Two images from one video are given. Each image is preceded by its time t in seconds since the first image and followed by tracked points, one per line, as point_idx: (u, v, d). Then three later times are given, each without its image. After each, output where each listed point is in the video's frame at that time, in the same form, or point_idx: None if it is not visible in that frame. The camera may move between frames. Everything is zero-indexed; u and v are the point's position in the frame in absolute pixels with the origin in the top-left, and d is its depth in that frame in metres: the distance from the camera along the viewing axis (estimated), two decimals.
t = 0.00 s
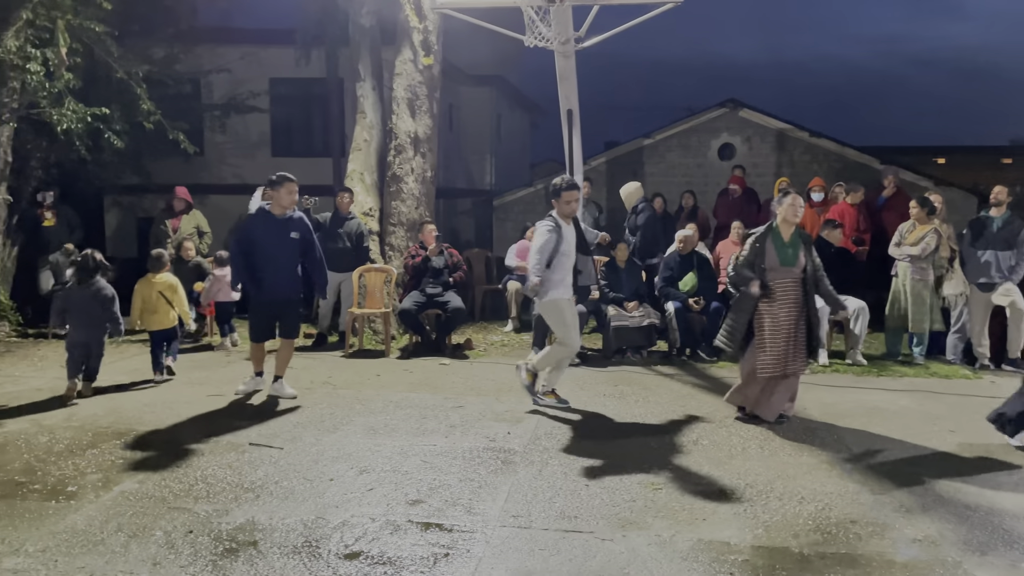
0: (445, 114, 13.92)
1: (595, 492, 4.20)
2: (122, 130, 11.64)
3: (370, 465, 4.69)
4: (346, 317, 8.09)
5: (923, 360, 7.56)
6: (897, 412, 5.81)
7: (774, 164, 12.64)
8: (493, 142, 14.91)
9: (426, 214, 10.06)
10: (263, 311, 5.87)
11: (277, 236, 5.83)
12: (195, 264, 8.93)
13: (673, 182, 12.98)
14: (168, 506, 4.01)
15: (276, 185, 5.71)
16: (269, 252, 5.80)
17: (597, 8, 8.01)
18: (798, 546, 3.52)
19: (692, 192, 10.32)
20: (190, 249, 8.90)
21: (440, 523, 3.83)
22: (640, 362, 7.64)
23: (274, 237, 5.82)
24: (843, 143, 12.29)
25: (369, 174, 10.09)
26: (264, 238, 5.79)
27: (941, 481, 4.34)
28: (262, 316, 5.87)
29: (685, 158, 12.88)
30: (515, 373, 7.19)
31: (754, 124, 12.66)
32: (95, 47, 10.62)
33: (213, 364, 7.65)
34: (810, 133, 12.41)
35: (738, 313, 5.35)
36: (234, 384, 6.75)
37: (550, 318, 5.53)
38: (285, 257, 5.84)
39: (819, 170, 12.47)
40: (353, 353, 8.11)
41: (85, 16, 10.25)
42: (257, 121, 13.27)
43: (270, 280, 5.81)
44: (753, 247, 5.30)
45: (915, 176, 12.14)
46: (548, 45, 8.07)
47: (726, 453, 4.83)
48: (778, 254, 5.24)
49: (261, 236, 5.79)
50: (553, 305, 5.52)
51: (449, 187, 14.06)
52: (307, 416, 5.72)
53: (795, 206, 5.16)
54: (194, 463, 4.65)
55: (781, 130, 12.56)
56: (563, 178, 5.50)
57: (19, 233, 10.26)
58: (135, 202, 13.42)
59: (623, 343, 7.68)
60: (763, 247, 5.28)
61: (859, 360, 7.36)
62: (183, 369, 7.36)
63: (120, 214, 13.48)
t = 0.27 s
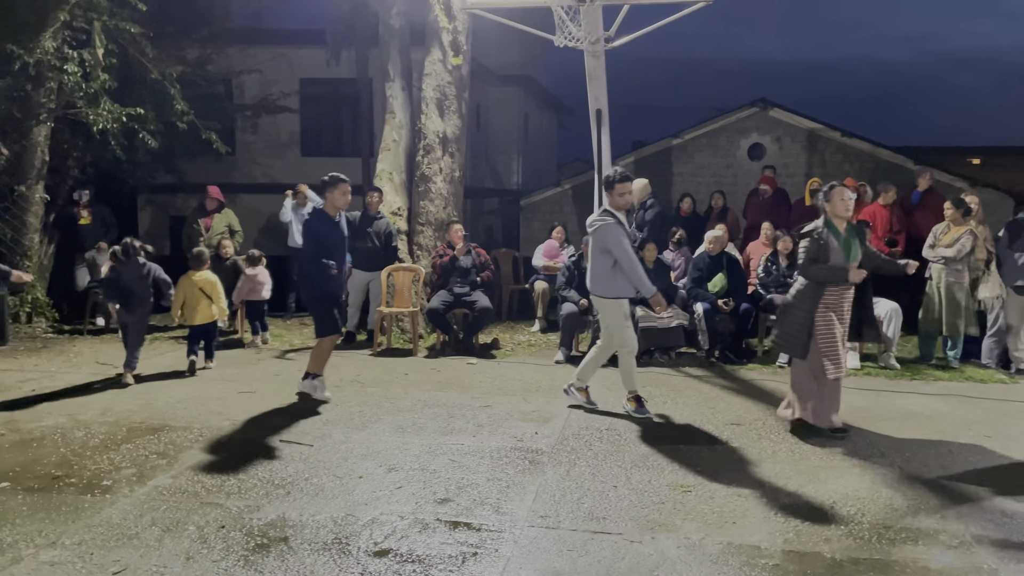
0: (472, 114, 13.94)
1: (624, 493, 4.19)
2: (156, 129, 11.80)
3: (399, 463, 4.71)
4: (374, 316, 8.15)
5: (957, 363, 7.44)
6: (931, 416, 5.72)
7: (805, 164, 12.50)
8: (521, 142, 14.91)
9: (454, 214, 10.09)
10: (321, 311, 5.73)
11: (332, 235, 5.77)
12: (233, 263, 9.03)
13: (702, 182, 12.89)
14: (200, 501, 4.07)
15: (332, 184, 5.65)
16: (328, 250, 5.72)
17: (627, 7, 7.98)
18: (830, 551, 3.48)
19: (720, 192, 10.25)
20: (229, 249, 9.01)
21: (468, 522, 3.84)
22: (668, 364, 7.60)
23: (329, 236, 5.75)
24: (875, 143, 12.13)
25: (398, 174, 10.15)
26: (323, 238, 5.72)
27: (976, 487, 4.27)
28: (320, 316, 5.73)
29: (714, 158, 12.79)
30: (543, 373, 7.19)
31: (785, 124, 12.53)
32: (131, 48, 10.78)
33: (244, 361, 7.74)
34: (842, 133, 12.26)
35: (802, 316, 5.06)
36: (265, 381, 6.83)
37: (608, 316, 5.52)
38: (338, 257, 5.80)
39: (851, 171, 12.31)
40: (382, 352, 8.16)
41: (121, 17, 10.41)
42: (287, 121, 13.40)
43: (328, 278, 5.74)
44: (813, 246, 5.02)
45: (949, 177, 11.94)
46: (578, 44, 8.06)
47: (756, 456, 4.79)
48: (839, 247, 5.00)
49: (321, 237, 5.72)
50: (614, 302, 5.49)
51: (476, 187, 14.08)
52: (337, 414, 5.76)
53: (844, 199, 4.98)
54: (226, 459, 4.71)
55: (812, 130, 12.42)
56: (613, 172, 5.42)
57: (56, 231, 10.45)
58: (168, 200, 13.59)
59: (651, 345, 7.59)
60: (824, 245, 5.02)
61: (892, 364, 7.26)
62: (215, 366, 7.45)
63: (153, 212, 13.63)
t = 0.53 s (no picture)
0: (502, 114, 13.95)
1: (654, 495, 4.17)
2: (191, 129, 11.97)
3: (428, 461, 4.74)
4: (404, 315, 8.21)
5: (995, 368, 7.30)
6: (968, 421, 5.62)
7: (838, 164, 12.34)
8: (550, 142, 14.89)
9: (483, 213, 10.10)
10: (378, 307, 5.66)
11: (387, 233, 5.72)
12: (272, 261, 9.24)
13: (733, 182, 12.79)
14: (234, 496, 4.13)
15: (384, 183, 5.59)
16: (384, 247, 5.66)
17: (659, 6, 7.93)
18: (865, 557, 3.44)
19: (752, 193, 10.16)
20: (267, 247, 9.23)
21: (498, 521, 3.85)
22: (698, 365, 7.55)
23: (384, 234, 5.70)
24: (911, 142, 11.94)
25: (428, 174, 10.20)
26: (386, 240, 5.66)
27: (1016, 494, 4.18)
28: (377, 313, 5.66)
29: (745, 158, 12.69)
30: (571, 374, 7.18)
31: (818, 123, 12.37)
32: (167, 49, 10.94)
33: (276, 358, 7.82)
34: (876, 133, 12.08)
35: (874, 334, 4.80)
36: (296, 378, 6.90)
37: (659, 321, 5.40)
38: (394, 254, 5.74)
39: (885, 171, 12.13)
40: (411, 351, 8.20)
41: (158, 19, 10.56)
42: (319, 121, 13.52)
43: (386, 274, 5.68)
44: (888, 261, 4.70)
45: (988, 178, 11.72)
46: (609, 44, 8.04)
47: (788, 459, 4.75)
48: (906, 257, 4.81)
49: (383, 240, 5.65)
50: (665, 308, 5.37)
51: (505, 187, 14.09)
52: (366, 412, 5.81)
53: (904, 206, 4.77)
54: (259, 455, 4.77)
55: (846, 130, 12.26)
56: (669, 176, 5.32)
57: (93, 229, 10.63)
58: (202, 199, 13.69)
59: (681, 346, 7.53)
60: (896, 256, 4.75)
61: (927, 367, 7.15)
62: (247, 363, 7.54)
63: (187, 211, 13.71)
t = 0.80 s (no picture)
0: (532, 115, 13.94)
1: (686, 498, 4.15)
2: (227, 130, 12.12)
3: (459, 460, 4.75)
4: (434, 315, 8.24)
5: None
6: (1008, 427, 5.52)
7: (874, 165, 12.16)
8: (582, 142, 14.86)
9: (514, 214, 10.11)
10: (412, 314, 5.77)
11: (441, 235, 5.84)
12: (309, 262, 9.36)
13: (766, 183, 12.66)
14: (268, 493, 4.17)
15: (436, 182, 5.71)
16: (426, 254, 5.75)
17: (694, 6, 7.89)
18: (902, 564, 3.39)
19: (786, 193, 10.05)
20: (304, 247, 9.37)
21: (529, 522, 3.85)
22: (730, 368, 7.48)
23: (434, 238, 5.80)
24: (949, 143, 11.73)
25: (459, 174, 10.24)
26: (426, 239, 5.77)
27: None
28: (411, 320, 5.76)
29: (779, 158, 12.55)
30: (602, 374, 7.16)
31: (853, 123, 12.21)
32: (203, 51, 11.11)
33: (308, 356, 7.89)
34: (913, 133, 11.89)
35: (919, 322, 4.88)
36: (328, 376, 6.97)
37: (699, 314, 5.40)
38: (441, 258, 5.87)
39: (923, 172, 11.93)
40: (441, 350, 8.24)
41: (195, 21, 10.72)
42: (351, 122, 13.62)
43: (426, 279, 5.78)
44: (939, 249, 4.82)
45: None
46: (643, 44, 8.00)
47: (822, 463, 4.70)
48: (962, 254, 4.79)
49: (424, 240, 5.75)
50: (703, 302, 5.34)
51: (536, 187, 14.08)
52: (398, 411, 5.84)
53: (981, 207, 4.75)
54: (292, 452, 4.82)
55: (882, 130, 12.08)
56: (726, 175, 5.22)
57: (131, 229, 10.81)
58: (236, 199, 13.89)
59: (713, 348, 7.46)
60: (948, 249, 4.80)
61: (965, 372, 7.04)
62: (280, 361, 7.63)
63: (221, 211, 13.91)
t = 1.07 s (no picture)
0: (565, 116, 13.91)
1: (722, 502, 4.11)
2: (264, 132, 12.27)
3: (492, 461, 4.76)
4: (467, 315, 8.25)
5: None
6: None
7: (913, 166, 11.96)
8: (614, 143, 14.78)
9: (547, 215, 10.10)
10: (451, 305, 5.95)
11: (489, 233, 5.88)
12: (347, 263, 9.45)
13: (802, 184, 12.51)
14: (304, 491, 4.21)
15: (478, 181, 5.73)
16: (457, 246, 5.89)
17: (730, 6, 7.82)
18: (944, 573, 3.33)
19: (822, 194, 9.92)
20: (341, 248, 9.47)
21: (563, 524, 3.84)
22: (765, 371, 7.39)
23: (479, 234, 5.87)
24: (991, 143, 11.49)
25: (492, 175, 10.26)
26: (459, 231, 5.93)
27: None
28: (448, 313, 5.95)
29: (815, 160, 12.40)
30: (635, 377, 7.13)
31: (892, 124, 12.03)
32: (241, 54, 11.26)
33: (342, 356, 7.96)
34: (954, 134, 11.67)
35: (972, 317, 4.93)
36: (362, 375, 7.02)
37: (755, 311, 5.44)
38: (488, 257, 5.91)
39: (963, 173, 11.70)
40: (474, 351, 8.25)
41: (234, 25, 10.88)
42: (384, 124, 13.72)
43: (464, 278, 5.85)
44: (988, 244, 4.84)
45: None
46: (678, 44, 7.95)
47: (860, 469, 4.63)
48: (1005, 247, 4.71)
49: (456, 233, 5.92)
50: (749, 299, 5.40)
51: (568, 189, 14.05)
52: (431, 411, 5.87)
53: None
54: (327, 451, 4.86)
55: (922, 131, 11.87)
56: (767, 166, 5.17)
57: (170, 229, 10.98)
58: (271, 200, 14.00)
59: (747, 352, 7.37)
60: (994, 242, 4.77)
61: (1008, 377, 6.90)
62: (314, 360, 7.70)
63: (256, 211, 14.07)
